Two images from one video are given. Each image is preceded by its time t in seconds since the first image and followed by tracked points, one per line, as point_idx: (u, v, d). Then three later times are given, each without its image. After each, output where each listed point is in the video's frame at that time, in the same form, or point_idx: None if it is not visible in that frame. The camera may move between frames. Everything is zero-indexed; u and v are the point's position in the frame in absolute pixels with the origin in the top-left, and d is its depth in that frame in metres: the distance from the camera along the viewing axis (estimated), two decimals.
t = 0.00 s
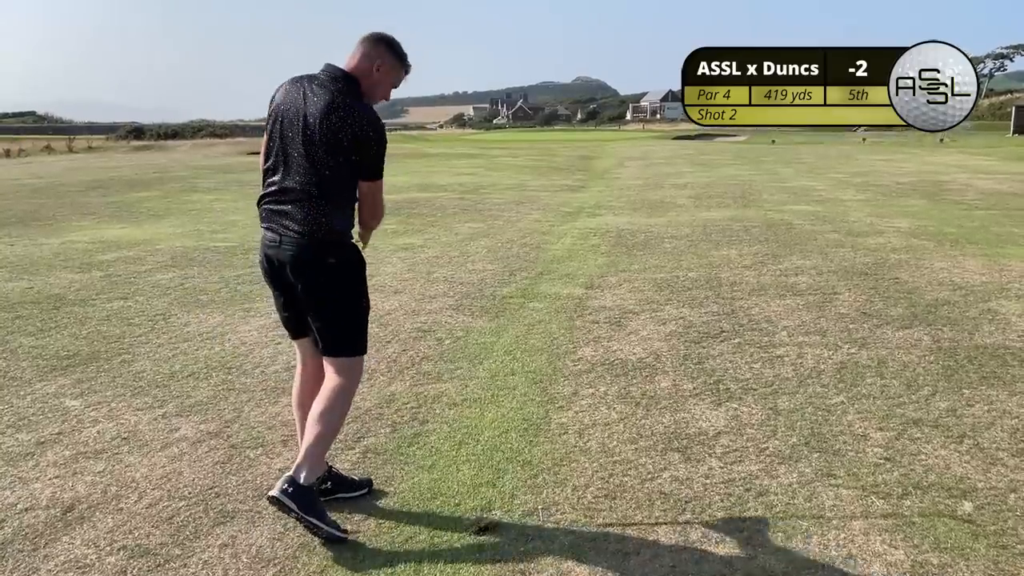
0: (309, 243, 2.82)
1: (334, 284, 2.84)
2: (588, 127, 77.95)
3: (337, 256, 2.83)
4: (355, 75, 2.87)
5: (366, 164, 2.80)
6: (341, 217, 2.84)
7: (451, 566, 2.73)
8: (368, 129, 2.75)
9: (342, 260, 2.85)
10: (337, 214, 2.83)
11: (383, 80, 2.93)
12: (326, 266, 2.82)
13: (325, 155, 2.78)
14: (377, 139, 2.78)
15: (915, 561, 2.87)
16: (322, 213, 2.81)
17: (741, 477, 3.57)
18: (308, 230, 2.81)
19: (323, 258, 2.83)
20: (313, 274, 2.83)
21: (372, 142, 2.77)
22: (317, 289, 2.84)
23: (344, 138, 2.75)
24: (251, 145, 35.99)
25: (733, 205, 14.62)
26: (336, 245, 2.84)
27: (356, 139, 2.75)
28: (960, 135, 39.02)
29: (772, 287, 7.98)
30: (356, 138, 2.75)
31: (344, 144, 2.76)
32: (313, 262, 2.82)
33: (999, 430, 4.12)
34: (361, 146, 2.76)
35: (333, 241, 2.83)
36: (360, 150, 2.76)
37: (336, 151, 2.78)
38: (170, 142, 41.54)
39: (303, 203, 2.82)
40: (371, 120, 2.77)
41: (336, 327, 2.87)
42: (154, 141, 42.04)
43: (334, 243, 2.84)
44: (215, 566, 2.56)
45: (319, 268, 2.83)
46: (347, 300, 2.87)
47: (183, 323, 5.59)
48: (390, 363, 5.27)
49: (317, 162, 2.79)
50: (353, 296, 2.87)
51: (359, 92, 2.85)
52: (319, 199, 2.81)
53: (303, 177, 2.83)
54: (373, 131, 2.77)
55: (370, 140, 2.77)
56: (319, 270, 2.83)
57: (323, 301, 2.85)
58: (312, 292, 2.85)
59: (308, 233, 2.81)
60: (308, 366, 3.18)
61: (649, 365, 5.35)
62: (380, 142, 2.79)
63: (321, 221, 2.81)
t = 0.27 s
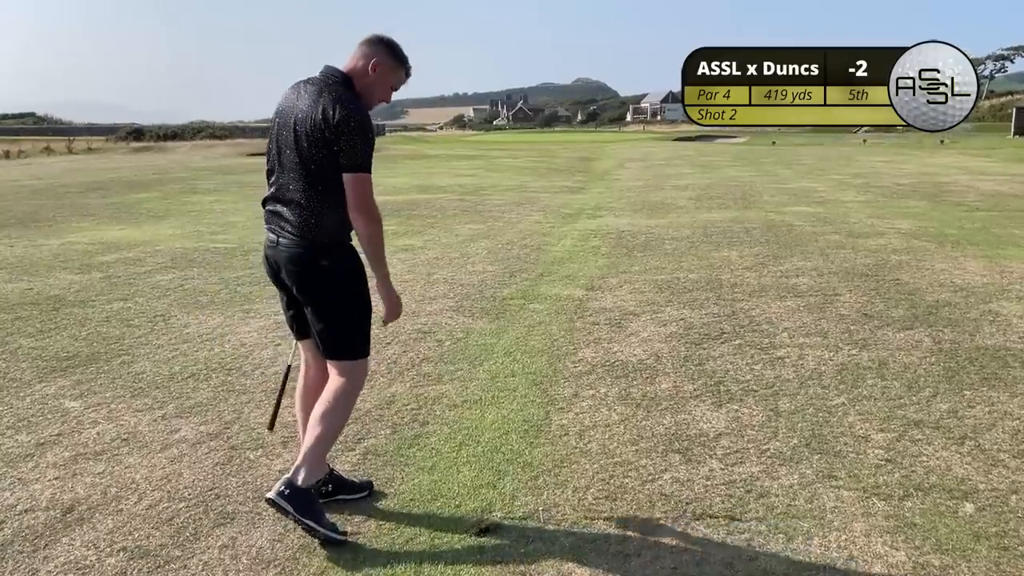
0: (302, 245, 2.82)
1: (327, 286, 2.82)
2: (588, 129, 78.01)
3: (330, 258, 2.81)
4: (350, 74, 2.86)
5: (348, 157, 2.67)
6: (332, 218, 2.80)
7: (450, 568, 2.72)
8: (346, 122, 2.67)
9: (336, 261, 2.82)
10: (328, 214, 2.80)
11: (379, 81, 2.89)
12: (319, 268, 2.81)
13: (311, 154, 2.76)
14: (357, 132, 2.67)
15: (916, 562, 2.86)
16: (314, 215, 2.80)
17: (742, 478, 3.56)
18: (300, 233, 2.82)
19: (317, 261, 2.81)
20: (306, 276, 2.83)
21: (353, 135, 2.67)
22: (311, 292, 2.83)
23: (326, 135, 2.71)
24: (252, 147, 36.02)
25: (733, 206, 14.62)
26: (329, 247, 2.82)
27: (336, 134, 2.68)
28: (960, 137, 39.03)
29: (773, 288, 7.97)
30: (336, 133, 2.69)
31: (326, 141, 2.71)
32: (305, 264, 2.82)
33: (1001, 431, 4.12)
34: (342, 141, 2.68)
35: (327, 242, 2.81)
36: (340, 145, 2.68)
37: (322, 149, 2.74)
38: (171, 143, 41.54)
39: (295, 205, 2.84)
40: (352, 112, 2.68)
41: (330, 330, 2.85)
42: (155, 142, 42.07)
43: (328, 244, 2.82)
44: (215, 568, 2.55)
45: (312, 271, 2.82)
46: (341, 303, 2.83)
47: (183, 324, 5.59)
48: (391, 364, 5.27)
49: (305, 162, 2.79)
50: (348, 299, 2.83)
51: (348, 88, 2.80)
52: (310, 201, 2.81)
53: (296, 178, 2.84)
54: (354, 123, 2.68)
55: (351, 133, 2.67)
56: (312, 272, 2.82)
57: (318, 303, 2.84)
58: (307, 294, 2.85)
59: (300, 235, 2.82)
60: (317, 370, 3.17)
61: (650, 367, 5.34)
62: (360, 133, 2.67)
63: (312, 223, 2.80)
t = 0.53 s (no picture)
0: (298, 246, 2.84)
1: (323, 288, 2.82)
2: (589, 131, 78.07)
3: (325, 259, 2.81)
4: (353, 80, 2.88)
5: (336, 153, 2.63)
6: (327, 218, 2.80)
7: (451, 570, 2.71)
8: (335, 119, 2.65)
9: (331, 263, 2.81)
10: (322, 215, 2.79)
11: (382, 85, 2.90)
12: (315, 270, 2.81)
13: (305, 154, 2.77)
14: (345, 128, 2.63)
15: (919, 565, 2.85)
16: (309, 216, 2.80)
17: (744, 480, 3.55)
18: (296, 234, 2.84)
19: (313, 262, 2.82)
20: (303, 278, 2.85)
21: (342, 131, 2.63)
22: (308, 294, 2.85)
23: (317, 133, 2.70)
24: (253, 148, 36.06)
25: (734, 208, 14.62)
26: (325, 248, 2.82)
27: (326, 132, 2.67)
28: (962, 139, 38.99)
29: (774, 290, 7.97)
30: (326, 131, 2.67)
31: (318, 139, 2.70)
32: (302, 266, 2.83)
33: (1003, 434, 4.11)
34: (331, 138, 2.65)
35: (323, 244, 2.81)
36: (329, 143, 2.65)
37: (316, 149, 2.73)
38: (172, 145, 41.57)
39: (293, 206, 2.85)
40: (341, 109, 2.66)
41: (328, 331, 2.86)
42: (157, 144, 42.11)
43: (325, 246, 2.81)
44: (216, 570, 2.55)
45: (309, 273, 2.82)
46: (338, 305, 2.83)
47: (184, 326, 5.59)
48: (392, 366, 5.27)
49: (300, 162, 2.79)
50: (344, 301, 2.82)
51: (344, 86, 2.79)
52: (305, 202, 2.81)
53: (293, 179, 2.85)
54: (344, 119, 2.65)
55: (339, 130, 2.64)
56: (308, 274, 2.83)
57: (316, 305, 2.85)
58: (304, 296, 2.86)
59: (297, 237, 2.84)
60: (323, 371, 3.17)
61: (651, 368, 5.34)
62: (349, 129, 2.63)
63: (307, 224, 2.81)
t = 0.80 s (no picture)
0: (297, 247, 2.82)
1: (322, 288, 2.80)
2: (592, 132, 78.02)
3: (323, 259, 2.79)
4: (359, 82, 2.86)
5: (334, 152, 2.63)
6: (326, 218, 2.77)
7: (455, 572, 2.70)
8: (336, 117, 2.64)
9: (331, 263, 2.80)
10: (321, 214, 2.77)
11: (389, 86, 2.88)
12: (314, 271, 2.79)
13: (305, 153, 2.75)
14: (345, 127, 2.63)
15: (926, 567, 2.83)
16: (307, 216, 2.78)
17: (749, 482, 3.54)
18: (295, 234, 2.82)
19: (312, 263, 2.80)
20: (302, 278, 2.83)
21: (341, 130, 2.63)
22: (307, 295, 2.83)
23: (317, 133, 2.69)
24: (257, 149, 36.11)
25: (739, 209, 14.59)
26: (324, 248, 2.80)
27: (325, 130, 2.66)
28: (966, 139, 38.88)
29: (778, 291, 7.95)
30: (326, 130, 2.66)
31: (317, 138, 2.69)
32: (301, 267, 2.81)
33: (1010, 435, 4.08)
34: (330, 137, 2.64)
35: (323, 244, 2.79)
36: (328, 141, 2.65)
37: (315, 148, 2.71)
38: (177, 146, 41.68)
39: (292, 207, 2.84)
40: (341, 107, 2.65)
41: (329, 332, 2.84)
42: (162, 145, 42.22)
43: (323, 245, 2.79)
44: (219, 571, 2.54)
45: (307, 273, 2.81)
46: (337, 306, 2.81)
47: (188, 326, 5.59)
48: (396, 367, 5.26)
49: (299, 162, 2.78)
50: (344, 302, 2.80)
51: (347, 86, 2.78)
52: (304, 202, 2.79)
53: (293, 179, 2.84)
54: (345, 118, 2.64)
55: (339, 129, 2.64)
56: (307, 274, 2.81)
57: (315, 305, 2.83)
58: (304, 297, 2.85)
59: (295, 238, 2.82)
60: (326, 374, 3.15)
61: (656, 369, 5.33)
62: (348, 128, 2.62)
63: (306, 224, 2.79)
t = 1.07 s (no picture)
0: (288, 243, 2.77)
1: (315, 287, 2.76)
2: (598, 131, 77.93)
3: (319, 258, 2.76)
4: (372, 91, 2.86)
5: (345, 155, 2.63)
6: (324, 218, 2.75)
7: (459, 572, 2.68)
8: (347, 121, 2.64)
9: (327, 263, 2.77)
10: (320, 215, 2.75)
11: (402, 96, 2.86)
12: (307, 270, 2.75)
13: (309, 152, 2.71)
14: (357, 132, 2.63)
15: (933, 569, 2.81)
16: (303, 214, 2.74)
17: (755, 482, 3.52)
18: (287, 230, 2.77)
19: (303, 261, 2.76)
20: (292, 275, 2.78)
21: (353, 135, 2.63)
22: (297, 293, 2.79)
23: (324, 134, 2.68)
24: (263, 149, 36.19)
25: (745, 208, 14.55)
26: (320, 249, 2.77)
27: (335, 133, 2.65)
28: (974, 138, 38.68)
29: (785, 290, 7.92)
30: (336, 132, 2.65)
31: (325, 140, 2.67)
32: (291, 264, 2.77)
33: (1018, 436, 4.05)
34: (340, 139, 2.64)
35: (319, 243, 2.77)
36: (338, 144, 2.64)
37: (321, 149, 2.69)
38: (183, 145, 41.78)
39: (285, 203, 2.79)
40: (354, 113, 2.66)
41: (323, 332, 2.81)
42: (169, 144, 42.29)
43: (318, 245, 2.75)
44: (223, 571, 2.53)
45: (298, 271, 2.76)
46: (330, 307, 2.77)
47: (193, 325, 5.59)
48: (401, 366, 5.26)
49: (298, 160, 2.75)
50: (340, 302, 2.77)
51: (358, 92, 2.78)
52: (300, 199, 2.75)
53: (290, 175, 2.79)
54: (357, 124, 2.64)
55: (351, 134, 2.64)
56: (297, 272, 2.76)
57: (305, 303, 2.79)
58: (295, 294, 2.81)
59: (287, 234, 2.77)
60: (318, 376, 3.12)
61: (661, 369, 5.31)
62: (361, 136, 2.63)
63: (300, 222, 2.75)
